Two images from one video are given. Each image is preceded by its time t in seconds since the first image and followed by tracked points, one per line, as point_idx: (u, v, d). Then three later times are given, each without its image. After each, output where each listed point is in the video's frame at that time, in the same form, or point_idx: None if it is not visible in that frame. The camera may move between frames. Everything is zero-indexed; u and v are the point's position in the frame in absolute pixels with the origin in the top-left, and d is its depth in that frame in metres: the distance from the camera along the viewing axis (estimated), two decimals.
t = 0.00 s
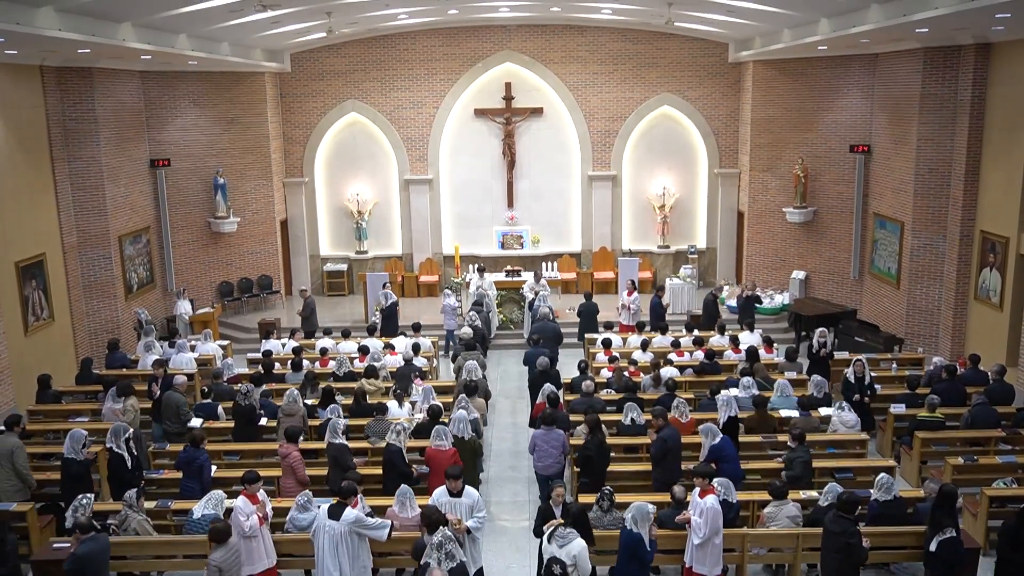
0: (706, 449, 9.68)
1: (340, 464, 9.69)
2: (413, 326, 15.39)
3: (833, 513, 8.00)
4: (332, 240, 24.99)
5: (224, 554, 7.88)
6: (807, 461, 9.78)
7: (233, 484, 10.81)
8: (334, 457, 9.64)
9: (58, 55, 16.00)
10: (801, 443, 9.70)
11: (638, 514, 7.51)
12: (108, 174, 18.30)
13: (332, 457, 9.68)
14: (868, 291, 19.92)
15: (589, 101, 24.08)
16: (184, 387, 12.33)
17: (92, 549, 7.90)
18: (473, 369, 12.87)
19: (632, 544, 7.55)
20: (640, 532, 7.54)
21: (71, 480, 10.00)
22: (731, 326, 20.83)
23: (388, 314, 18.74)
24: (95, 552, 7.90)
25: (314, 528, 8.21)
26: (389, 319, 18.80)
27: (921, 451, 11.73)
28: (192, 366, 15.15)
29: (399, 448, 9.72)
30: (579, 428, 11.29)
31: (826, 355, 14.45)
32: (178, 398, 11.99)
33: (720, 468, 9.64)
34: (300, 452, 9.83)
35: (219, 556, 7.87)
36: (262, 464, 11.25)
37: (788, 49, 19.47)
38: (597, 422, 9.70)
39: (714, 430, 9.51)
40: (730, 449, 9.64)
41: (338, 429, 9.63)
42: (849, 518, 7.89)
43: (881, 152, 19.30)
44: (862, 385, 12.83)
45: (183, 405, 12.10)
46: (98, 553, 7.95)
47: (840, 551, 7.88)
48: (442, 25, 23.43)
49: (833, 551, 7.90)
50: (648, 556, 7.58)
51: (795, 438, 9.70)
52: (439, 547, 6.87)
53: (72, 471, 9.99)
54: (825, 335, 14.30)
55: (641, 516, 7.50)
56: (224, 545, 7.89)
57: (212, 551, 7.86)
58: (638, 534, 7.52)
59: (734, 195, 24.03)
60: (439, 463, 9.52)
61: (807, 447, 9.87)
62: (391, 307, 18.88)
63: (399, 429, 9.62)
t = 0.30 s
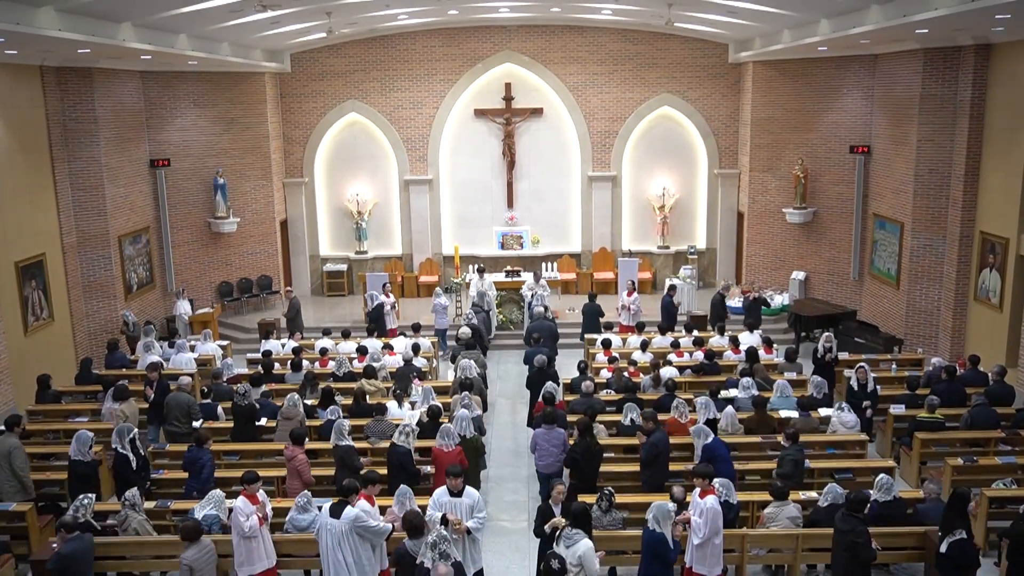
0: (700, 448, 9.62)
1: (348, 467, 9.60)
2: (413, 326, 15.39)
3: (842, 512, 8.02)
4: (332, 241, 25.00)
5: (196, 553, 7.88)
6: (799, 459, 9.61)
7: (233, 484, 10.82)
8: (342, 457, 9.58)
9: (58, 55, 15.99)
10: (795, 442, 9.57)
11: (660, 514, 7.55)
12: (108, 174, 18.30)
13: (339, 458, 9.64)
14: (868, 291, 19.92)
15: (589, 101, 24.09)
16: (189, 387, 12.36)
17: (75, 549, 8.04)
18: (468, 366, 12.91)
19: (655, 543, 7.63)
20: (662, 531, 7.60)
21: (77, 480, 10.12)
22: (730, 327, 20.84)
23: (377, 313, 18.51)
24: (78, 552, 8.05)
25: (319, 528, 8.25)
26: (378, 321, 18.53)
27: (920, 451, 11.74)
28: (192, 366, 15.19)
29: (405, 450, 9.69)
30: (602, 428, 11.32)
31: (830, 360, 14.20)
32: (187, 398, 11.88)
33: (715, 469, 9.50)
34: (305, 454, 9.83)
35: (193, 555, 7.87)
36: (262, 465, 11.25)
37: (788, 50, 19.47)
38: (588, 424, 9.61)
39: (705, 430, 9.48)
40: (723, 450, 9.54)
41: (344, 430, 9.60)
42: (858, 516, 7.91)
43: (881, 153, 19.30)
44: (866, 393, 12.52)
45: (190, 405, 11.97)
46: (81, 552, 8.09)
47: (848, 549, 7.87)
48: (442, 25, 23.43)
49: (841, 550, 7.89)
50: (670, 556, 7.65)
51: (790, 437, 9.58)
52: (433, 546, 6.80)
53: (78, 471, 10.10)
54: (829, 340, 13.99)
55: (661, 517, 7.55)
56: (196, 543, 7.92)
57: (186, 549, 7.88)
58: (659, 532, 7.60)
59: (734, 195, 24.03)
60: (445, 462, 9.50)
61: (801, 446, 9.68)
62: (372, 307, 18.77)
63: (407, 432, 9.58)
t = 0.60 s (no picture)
0: (693, 449, 9.66)
1: (351, 468, 9.58)
2: (413, 326, 15.40)
3: (854, 512, 8.01)
4: (332, 241, 25.00)
5: (171, 551, 7.89)
6: (792, 459, 9.70)
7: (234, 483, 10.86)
8: (344, 459, 9.57)
9: (58, 55, 15.99)
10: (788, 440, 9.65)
11: (678, 514, 7.70)
12: (108, 174, 18.29)
13: (342, 460, 9.62)
14: (867, 291, 19.92)
15: (588, 101, 24.09)
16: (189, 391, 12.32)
17: (60, 543, 8.04)
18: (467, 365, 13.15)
19: (674, 543, 7.74)
20: (681, 532, 7.73)
21: (83, 481, 10.22)
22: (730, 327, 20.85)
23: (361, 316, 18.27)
24: (63, 546, 8.04)
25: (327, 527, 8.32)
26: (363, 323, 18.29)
27: (920, 451, 11.74)
28: (191, 367, 15.29)
29: (409, 448, 9.75)
30: (586, 428, 11.27)
31: (835, 363, 14.45)
32: (185, 402, 11.83)
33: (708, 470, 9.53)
34: (309, 455, 9.83)
35: (168, 553, 7.89)
36: (261, 464, 11.22)
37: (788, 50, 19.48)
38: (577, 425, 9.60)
39: (697, 430, 9.56)
40: (715, 449, 9.58)
41: (347, 430, 9.67)
42: (870, 517, 7.90)
43: (881, 153, 19.30)
44: (872, 398, 12.22)
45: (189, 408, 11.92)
46: (65, 547, 8.09)
47: (858, 548, 7.83)
48: (441, 26, 23.42)
49: (850, 549, 7.87)
50: (690, 556, 7.79)
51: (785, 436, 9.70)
52: (432, 543, 7.08)
53: (84, 472, 10.20)
54: (834, 342, 14.30)
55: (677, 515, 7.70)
56: (172, 541, 7.94)
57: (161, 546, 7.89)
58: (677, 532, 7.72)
59: (734, 196, 24.03)
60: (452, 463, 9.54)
61: (795, 446, 9.78)
62: (358, 308, 18.66)
63: (411, 429, 9.68)
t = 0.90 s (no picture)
0: (688, 448, 9.79)
1: (350, 467, 9.56)
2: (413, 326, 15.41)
3: (870, 513, 8.03)
4: (331, 240, 25.00)
5: (148, 547, 7.86)
6: (786, 460, 9.64)
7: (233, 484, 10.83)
8: (346, 460, 9.53)
9: (58, 55, 16.01)
10: (783, 441, 9.66)
11: (700, 509, 7.91)
12: (108, 174, 18.29)
13: (343, 459, 9.60)
14: (867, 291, 19.93)
15: (588, 101, 24.08)
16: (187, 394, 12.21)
17: (43, 546, 7.91)
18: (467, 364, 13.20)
19: (696, 539, 7.95)
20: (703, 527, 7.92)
21: (89, 481, 10.22)
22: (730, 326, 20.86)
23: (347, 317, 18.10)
24: (46, 549, 7.91)
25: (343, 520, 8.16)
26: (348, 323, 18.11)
27: (919, 451, 11.73)
28: (191, 366, 15.31)
29: (414, 444, 9.66)
30: (580, 428, 11.25)
31: (839, 369, 13.72)
32: (185, 408, 11.76)
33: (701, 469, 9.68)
34: (313, 455, 9.88)
35: (144, 550, 7.85)
36: (260, 465, 11.18)
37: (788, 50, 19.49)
38: (564, 426, 9.64)
39: (693, 430, 9.67)
40: (711, 449, 9.67)
41: (351, 430, 9.67)
42: (885, 518, 7.91)
43: (880, 153, 19.31)
44: (880, 406, 12.12)
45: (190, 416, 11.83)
46: (49, 549, 7.96)
47: (875, 549, 7.88)
48: (441, 25, 23.42)
49: (867, 550, 7.90)
50: (711, 554, 7.95)
51: (778, 438, 9.70)
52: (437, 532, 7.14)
53: (90, 472, 10.20)
54: (836, 345, 13.66)
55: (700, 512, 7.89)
56: (147, 537, 7.88)
57: (137, 543, 7.86)
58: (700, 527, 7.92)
59: (734, 195, 24.03)
60: (456, 463, 9.52)
61: (788, 447, 9.75)
62: (345, 312, 18.44)
63: (412, 427, 9.65)
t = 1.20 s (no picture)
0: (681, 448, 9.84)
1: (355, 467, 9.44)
2: (413, 325, 15.42)
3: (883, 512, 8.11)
4: (332, 239, 25.00)
5: (118, 549, 7.94)
6: (779, 460, 9.72)
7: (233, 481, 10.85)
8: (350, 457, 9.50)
9: (58, 53, 16.02)
10: (775, 441, 9.68)
11: (718, 508, 7.87)
12: (108, 172, 18.28)
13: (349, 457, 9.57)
14: (867, 290, 19.94)
15: (588, 100, 24.07)
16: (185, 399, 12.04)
17: (23, 548, 7.91)
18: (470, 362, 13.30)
19: (714, 538, 7.89)
20: (720, 526, 7.90)
21: (95, 478, 10.30)
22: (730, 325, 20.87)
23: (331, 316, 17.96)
24: (26, 551, 7.92)
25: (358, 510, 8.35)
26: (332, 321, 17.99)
27: (919, 450, 11.71)
28: (191, 364, 15.45)
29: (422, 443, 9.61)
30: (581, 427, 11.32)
31: (841, 369, 13.47)
32: (183, 414, 11.64)
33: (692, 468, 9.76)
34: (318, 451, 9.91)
35: (116, 552, 7.94)
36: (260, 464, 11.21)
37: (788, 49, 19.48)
38: (558, 424, 9.62)
39: (688, 429, 9.71)
40: (704, 449, 9.71)
41: (356, 430, 9.68)
42: (899, 517, 7.98)
43: (880, 152, 19.31)
44: (881, 412, 11.93)
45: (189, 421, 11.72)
46: (29, 551, 7.97)
47: (891, 548, 7.96)
48: (441, 24, 23.40)
49: (881, 549, 7.98)
50: (728, 553, 7.91)
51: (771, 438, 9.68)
52: (444, 517, 7.48)
53: (96, 469, 10.28)
54: (838, 348, 13.29)
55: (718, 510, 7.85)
56: (120, 540, 7.99)
57: (109, 544, 7.95)
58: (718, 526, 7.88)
59: (734, 194, 24.03)
60: (458, 461, 9.64)
61: (781, 446, 9.79)
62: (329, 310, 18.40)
63: (418, 427, 9.54)
